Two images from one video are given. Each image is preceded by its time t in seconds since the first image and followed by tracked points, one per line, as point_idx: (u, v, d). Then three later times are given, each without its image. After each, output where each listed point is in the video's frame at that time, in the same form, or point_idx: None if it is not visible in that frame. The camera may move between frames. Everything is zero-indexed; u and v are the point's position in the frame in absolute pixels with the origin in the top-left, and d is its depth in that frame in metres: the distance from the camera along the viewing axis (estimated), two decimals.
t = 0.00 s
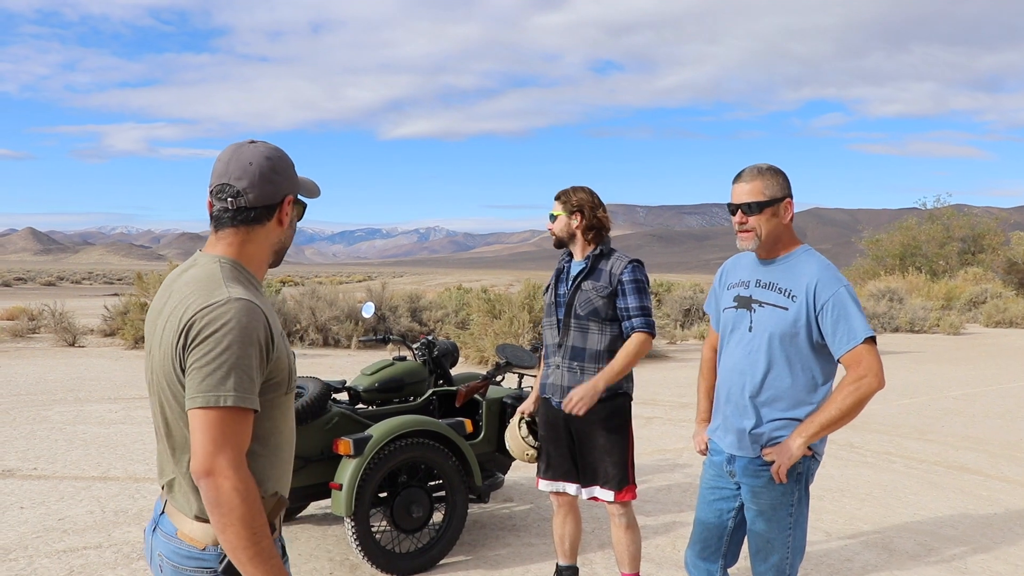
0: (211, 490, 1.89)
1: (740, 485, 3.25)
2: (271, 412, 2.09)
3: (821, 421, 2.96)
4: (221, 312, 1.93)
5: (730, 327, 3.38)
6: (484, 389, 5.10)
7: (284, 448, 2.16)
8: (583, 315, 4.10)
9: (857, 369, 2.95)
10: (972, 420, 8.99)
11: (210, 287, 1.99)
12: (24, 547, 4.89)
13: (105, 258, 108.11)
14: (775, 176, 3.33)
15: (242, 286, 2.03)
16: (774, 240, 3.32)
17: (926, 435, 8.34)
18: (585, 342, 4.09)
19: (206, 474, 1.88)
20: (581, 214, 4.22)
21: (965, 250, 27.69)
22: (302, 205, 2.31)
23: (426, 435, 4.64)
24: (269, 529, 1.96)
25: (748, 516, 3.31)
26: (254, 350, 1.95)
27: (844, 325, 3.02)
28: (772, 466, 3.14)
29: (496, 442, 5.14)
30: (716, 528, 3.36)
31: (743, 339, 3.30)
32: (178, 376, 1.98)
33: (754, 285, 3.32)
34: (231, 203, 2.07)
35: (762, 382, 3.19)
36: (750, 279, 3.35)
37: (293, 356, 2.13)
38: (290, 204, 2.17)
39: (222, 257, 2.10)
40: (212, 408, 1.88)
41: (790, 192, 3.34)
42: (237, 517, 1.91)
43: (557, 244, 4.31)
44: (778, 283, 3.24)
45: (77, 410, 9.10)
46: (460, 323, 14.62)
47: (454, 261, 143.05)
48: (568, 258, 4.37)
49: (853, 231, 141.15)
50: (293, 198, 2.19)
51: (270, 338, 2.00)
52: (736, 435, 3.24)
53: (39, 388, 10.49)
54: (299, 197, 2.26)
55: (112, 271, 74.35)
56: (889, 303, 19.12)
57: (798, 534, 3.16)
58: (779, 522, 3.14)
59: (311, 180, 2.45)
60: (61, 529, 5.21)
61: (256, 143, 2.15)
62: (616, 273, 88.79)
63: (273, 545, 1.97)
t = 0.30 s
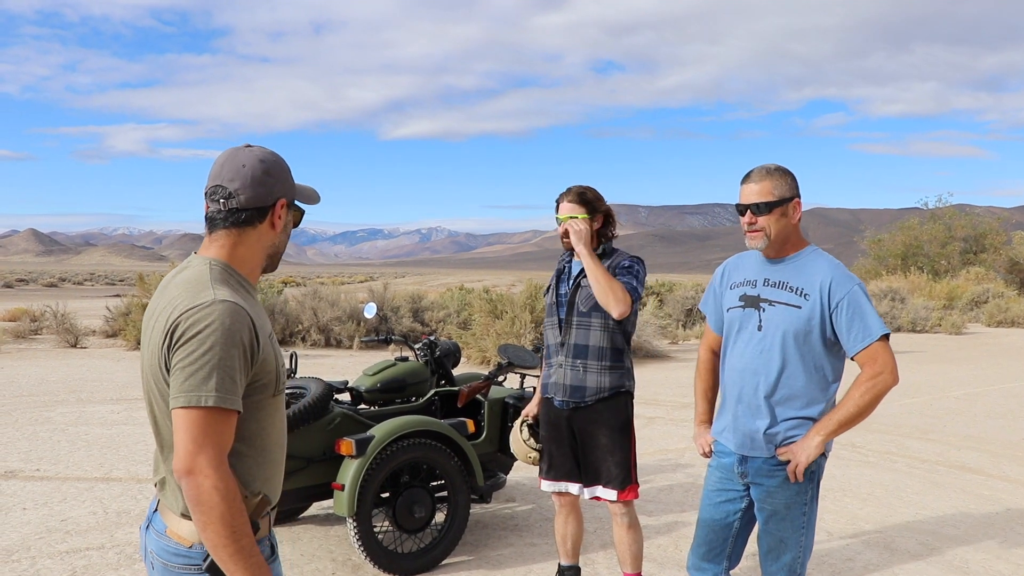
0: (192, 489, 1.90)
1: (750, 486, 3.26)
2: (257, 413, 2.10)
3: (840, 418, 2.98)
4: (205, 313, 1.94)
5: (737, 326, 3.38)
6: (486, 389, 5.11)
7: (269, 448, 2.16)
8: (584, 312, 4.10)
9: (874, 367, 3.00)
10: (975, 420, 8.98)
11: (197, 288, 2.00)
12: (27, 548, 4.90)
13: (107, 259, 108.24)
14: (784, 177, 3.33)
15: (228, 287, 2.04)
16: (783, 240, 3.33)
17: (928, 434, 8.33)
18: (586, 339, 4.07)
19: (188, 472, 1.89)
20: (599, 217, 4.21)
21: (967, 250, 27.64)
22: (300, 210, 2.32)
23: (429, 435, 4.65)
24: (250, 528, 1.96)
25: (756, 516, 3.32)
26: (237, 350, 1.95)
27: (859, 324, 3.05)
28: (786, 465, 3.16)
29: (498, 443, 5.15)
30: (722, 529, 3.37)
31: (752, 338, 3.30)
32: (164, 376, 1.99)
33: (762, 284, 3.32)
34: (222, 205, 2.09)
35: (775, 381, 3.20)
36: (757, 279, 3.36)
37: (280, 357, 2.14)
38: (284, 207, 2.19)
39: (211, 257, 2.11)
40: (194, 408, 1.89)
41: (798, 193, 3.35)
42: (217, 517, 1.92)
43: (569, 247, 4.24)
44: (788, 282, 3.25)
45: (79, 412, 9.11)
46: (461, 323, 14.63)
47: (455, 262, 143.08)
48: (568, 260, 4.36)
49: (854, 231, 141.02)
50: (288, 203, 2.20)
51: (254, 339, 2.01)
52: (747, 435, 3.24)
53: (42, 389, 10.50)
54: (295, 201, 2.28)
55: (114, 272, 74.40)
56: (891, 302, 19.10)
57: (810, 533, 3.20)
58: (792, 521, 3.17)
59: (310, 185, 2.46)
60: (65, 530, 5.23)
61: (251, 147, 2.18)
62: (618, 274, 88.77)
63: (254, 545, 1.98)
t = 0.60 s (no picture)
0: (177, 488, 1.90)
1: (755, 487, 3.26)
2: (251, 414, 2.10)
3: (846, 418, 2.98)
4: (199, 313, 1.94)
5: (741, 327, 3.38)
6: (487, 389, 5.11)
7: (263, 450, 2.16)
8: (585, 310, 4.11)
9: (880, 366, 3.00)
10: (976, 421, 8.98)
11: (192, 288, 2.00)
12: (28, 547, 4.91)
13: (108, 258, 108.30)
14: (786, 177, 3.34)
15: (224, 287, 2.04)
16: (787, 240, 3.33)
17: (929, 435, 8.33)
18: (587, 338, 4.07)
19: (174, 472, 1.90)
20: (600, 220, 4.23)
21: (968, 251, 27.61)
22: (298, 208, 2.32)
23: (429, 435, 4.65)
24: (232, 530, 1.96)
25: (761, 517, 3.33)
26: (231, 350, 1.95)
27: (864, 323, 3.05)
28: (793, 466, 3.16)
29: (499, 442, 5.15)
30: (725, 530, 3.37)
31: (757, 339, 3.30)
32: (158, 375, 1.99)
33: (766, 285, 3.32)
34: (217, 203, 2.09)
35: (781, 382, 3.20)
36: (761, 279, 3.36)
37: (274, 358, 2.14)
38: (281, 205, 2.19)
39: (208, 257, 2.11)
40: (186, 407, 1.89)
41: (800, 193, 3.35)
42: (202, 518, 1.92)
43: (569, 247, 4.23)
44: (793, 282, 3.25)
45: (80, 410, 9.11)
46: (462, 323, 14.62)
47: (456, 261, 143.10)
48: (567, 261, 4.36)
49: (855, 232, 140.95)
50: (284, 201, 2.20)
51: (249, 339, 2.01)
52: (753, 436, 3.24)
53: (43, 387, 10.51)
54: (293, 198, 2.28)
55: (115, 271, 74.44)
56: (892, 303, 19.09)
57: (816, 534, 3.20)
58: (798, 522, 3.17)
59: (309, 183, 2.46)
60: (65, 528, 5.23)
61: (245, 146, 2.18)
62: (618, 274, 88.77)
63: (237, 548, 1.97)
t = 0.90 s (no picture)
0: (176, 488, 1.90)
1: (756, 487, 3.26)
2: (248, 415, 2.10)
3: (846, 419, 2.98)
4: (193, 314, 1.94)
5: (742, 328, 3.38)
6: (487, 388, 5.11)
7: (264, 451, 2.16)
8: (587, 308, 4.10)
9: (879, 366, 2.99)
10: (976, 420, 8.98)
11: (186, 288, 2.00)
12: (28, 546, 4.90)
13: (108, 258, 108.33)
14: (787, 176, 3.33)
15: (218, 288, 2.03)
16: (787, 238, 3.32)
17: (929, 434, 8.33)
18: (589, 336, 4.07)
19: (172, 472, 1.89)
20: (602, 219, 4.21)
21: (968, 250, 27.61)
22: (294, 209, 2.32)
23: (430, 434, 4.66)
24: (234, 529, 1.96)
25: (763, 517, 3.32)
26: (225, 350, 1.95)
27: (865, 322, 3.05)
28: (793, 466, 3.16)
29: (499, 441, 5.15)
30: (727, 530, 3.36)
31: (758, 339, 3.29)
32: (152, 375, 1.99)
33: (767, 285, 3.32)
34: (213, 202, 2.09)
35: (781, 382, 3.20)
36: (762, 279, 3.35)
37: (270, 360, 2.14)
38: (277, 205, 2.17)
39: (202, 257, 2.11)
40: (180, 409, 1.88)
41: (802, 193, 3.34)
42: (200, 520, 1.91)
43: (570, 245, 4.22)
44: (793, 281, 3.25)
45: (80, 410, 9.10)
46: (462, 323, 14.62)
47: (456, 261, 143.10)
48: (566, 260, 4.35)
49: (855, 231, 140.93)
50: (281, 200, 2.20)
51: (244, 338, 2.00)
52: (754, 437, 3.24)
53: (43, 387, 10.51)
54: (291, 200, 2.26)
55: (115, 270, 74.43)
56: (892, 302, 19.10)
57: (817, 534, 3.20)
58: (799, 523, 3.17)
59: (310, 182, 2.46)
60: (66, 528, 5.23)
61: (243, 144, 2.18)
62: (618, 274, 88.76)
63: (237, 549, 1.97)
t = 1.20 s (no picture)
0: (173, 491, 1.90)
1: (756, 487, 3.26)
2: (245, 416, 2.10)
3: (846, 418, 2.98)
4: (187, 315, 1.93)
5: (742, 327, 3.38)
6: (488, 387, 5.11)
7: (262, 451, 2.16)
8: (588, 305, 4.10)
9: (879, 365, 2.99)
10: (976, 419, 8.97)
11: (180, 289, 1.99)
12: (29, 547, 4.90)
13: (108, 258, 108.36)
14: (789, 175, 3.33)
15: (212, 288, 2.03)
16: (788, 237, 3.32)
17: (929, 433, 8.33)
18: (591, 333, 4.06)
19: (168, 475, 1.89)
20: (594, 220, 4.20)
21: (968, 249, 27.61)
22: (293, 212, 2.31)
23: (431, 432, 4.65)
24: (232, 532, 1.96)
25: (763, 516, 3.33)
26: (220, 352, 1.94)
27: (865, 321, 3.05)
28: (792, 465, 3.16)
29: (500, 440, 5.15)
30: (727, 530, 3.36)
31: (759, 338, 3.29)
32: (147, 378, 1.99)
33: (768, 284, 3.32)
34: (210, 199, 2.09)
35: (781, 381, 3.20)
36: (763, 279, 3.35)
37: (266, 359, 2.13)
38: (275, 204, 2.17)
39: (197, 257, 2.10)
40: (175, 411, 1.88)
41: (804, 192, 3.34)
42: (197, 523, 1.91)
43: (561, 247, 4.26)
44: (793, 281, 3.25)
45: (80, 410, 9.10)
46: (462, 322, 14.61)
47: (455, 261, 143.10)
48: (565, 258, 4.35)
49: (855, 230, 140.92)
50: (279, 201, 2.20)
51: (239, 339, 2.00)
52: (755, 437, 3.24)
53: (43, 387, 10.51)
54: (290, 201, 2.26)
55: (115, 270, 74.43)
56: (892, 301, 19.09)
57: (817, 533, 3.20)
58: (798, 522, 3.17)
59: (310, 184, 2.46)
60: (66, 528, 5.22)
61: (242, 142, 2.18)
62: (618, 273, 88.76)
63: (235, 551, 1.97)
